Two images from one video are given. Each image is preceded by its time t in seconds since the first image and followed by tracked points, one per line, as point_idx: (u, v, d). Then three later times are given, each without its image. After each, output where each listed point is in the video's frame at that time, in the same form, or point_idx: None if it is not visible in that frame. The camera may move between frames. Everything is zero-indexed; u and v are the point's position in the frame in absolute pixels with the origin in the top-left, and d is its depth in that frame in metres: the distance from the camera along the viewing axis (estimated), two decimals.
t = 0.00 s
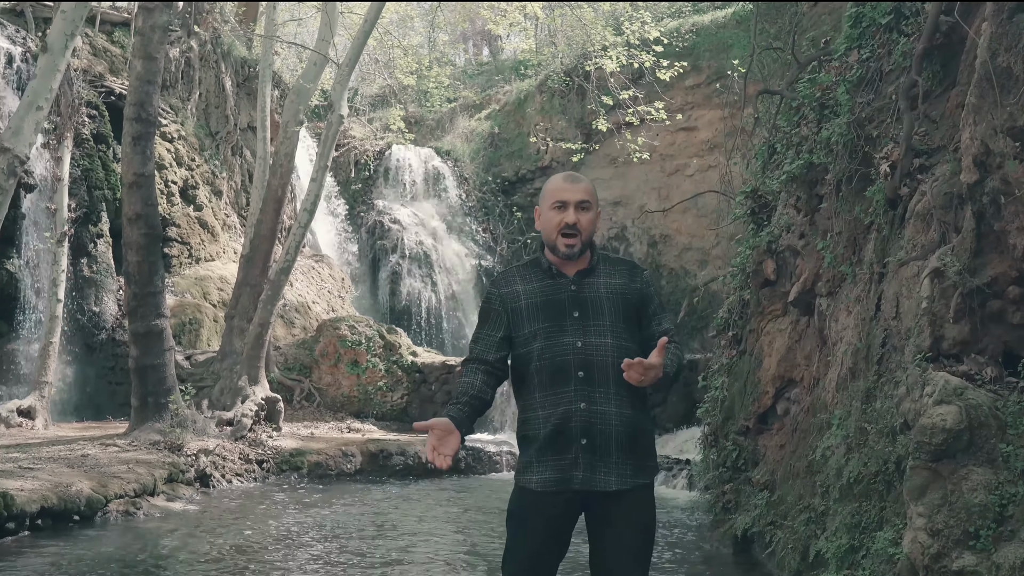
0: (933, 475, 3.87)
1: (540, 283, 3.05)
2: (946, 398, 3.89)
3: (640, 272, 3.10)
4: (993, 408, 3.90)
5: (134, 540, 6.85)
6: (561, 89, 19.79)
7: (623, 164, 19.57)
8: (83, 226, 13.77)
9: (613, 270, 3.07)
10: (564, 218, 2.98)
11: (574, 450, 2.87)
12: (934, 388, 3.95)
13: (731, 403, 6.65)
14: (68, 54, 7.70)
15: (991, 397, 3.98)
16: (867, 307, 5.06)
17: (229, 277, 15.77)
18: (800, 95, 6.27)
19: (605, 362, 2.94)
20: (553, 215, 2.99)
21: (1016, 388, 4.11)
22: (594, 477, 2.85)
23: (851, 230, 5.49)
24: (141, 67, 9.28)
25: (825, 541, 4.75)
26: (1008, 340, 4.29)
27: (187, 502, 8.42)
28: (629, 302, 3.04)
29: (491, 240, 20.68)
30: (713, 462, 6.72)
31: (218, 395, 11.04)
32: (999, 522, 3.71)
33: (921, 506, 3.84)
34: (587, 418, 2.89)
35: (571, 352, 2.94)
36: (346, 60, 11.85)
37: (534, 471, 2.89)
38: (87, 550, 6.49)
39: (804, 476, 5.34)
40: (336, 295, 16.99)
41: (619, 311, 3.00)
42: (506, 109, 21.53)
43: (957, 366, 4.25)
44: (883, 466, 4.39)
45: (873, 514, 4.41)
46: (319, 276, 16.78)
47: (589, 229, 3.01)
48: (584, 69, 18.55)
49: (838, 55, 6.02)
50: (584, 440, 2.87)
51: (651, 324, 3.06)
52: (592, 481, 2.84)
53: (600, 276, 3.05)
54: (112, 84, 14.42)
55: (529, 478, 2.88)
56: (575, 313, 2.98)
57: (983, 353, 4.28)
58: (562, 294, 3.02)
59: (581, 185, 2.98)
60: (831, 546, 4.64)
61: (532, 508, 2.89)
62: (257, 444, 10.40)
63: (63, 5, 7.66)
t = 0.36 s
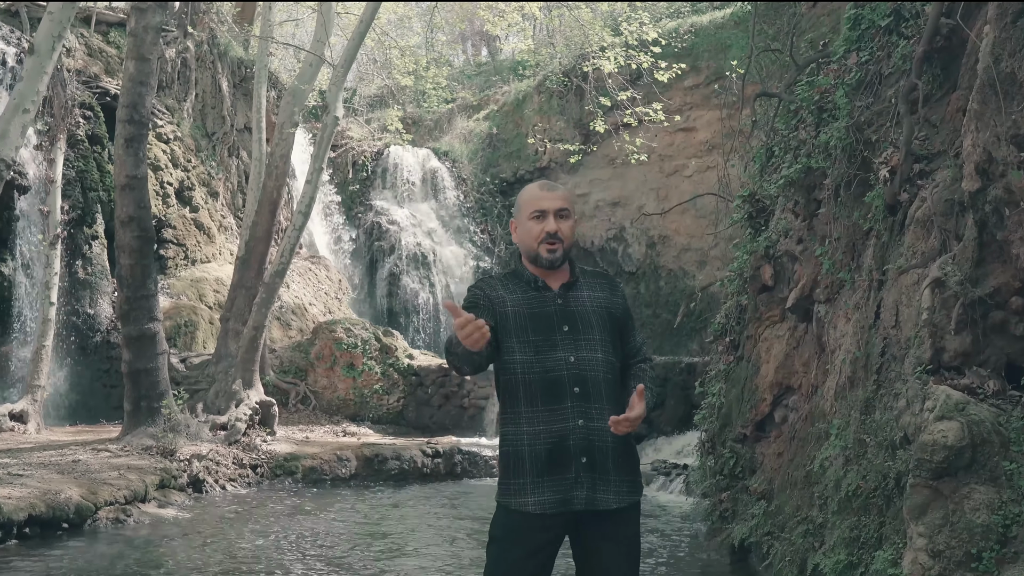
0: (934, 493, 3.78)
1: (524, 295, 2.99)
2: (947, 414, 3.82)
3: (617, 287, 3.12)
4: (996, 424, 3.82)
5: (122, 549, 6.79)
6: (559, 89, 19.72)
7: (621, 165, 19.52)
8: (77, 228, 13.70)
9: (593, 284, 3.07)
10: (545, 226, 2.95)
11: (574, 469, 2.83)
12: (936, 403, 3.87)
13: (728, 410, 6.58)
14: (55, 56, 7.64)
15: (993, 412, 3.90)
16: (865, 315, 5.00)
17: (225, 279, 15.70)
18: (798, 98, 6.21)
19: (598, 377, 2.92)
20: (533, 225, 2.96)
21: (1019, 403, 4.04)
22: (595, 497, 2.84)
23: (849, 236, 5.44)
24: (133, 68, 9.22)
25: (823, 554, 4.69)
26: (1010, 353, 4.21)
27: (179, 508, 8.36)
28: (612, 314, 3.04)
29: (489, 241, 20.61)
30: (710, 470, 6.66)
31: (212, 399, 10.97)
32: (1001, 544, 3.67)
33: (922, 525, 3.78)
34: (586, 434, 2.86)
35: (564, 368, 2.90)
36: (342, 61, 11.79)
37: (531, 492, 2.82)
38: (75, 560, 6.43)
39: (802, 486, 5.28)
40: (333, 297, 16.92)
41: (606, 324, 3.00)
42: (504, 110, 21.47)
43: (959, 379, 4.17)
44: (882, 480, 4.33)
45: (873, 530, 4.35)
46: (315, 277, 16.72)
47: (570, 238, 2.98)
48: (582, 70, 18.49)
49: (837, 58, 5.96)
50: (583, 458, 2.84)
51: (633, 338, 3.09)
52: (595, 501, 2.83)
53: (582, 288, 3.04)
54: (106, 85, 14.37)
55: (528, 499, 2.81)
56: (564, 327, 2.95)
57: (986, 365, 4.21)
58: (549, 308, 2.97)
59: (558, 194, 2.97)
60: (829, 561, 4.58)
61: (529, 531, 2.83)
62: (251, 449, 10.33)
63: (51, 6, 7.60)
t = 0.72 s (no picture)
0: (936, 507, 3.75)
1: (514, 298, 2.97)
2: (949, 426, 3.78)
3: (609, 297, 3.10)
4: (999, 436, 3.78)
5: (118, 556, 6.76)
6: (559, 90, 19.69)
7: (621, 166, 19.50)
8: (75, 230, 13.68)
9: (584, 293, 3.05)
10: (538, 230, 2.89)
11: (552, 478, 2.78)
12: (937, 415, 3.84)
13: (728, 415, 6.55)
14: (49, 58, 7.59)
15: (996, 423, 3.86)
16: (865, 322, 4.97)
17: (224, 281, 15.68)
18: (798, 101, 6.17)
19: (582, 387, 2.88)
20: (527, 227, 2.90)
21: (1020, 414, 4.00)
22: (571, 508, 2.78)
23: (849, 241, 5.40)
24: (130, 70, 9.20)
25: (823, 564, 4.65)
26: (1012, 362, 4.18)
27: (176, 513, 8.34)
28: (601, 326, 3.01)
29: (489, 243, 20.59)
30: (710, 476, 6.62)
31: (210, 402, 10.94)
32: (1005, 559, 3.62)
33: (923, 540, 3.74)
34: (566, 444, 2.81)
35: (548, 375, 2.86)
36: (340, 62, 11.75)
37: (505, 493, 2.76)
38: (70, 567, 6.41)
39: (802, 494, 5.25)
40: (332, 299, 16.89)
41: (594, 335, 2.97)
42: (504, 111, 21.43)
43: (960, 390, 4.11)
44: (883, 491, 4.29)
45: (874, 541, 4.31)
46: (314, 279, 16.69)
47: (563, 244, 2.93)
48: (582, 71, 18.46)
49: (836, 61, 5.93)
50: (562, 467, 2.79)
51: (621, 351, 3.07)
52: (571, 512, 2.77)
53: (573, 296, 3.02)
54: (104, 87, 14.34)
55: (500, 500, 2.74)
56: (552, 333, 2.92)
57: (987, 375, 4.18)
58: (537, 313, 2.95)
59: (556, 197, 2.91)
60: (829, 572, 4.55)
61: (499, 534, 2.76)
62: (249, 452, 10.30)
63: (45, 8, 7.56)
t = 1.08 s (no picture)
0: (944, 514, 3.70)
1: (518, 299, 2.96)
2: (957, 431, 3.73)
3: (617, 303, 3.06)
4: (1007, 442, 3.74)
5: (115, 560, 6.74)
6: (559, 91, 19.65)
7: (622, 167, 19.46)
8: (74, 231, 13.66)
9: (590, 299, 3.01)
10: (540, 237, 2.86)
11: (548, 483, 2.74)
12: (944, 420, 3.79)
13: (729, 418, 6.51)
14: (45, 57, 7.56)
15: (1004, 429, 3.82)
16: (870, 325, 4.94)
17: (224, 282, 15.65)
18: (800, 102, 6.16)
19: (582, 393, 2.84)
20: (528, 233, 2.87)
21: None
22: (568, 515, 2.73)
23: (853, 242, 5.37)
24: (129, 71, 9.17)
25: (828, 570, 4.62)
26: (1020, 367, 4.14)
27: (174, 516, 8.31)
28: (607, 333, 2.97)
29: (490, 244, 20.56)
30: (712, 479, 6.58)
31: (209, 404, 10.91)
32: (1014, 567, 3.58)
33: (930, 548, 3.69)
34: (563, 451, 2.78)
35: (548, 380, 2.83)
36: (340, 62, 11.71)
37: (499, 493, 2.73)
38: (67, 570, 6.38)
39: (805, 498, 5.22)
40: (332, 299, 16.86)
41: (599, 340, 2.93)
42: (504, 111, 21.39)
43: (967, 395, 4.07)
44: (888, 496, 4.25)
45: (879, 546, 4.27)
46: (314, 280, 16.66)
47: (565, 251, 2.90)
48: (583, 71, 18.43)
49: (839, 61, 5.89)
50: (559, 474, 2.75)
51: (629, 358, 3.03)
52: (569, 520, 2.73)
53: (578, 301, 2.99)
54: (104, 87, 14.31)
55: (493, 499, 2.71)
56: (553, 338, 2.89)
57: (994, 379, 4.14)
58: (539, 317, 2.92)
59: (558, 203, 2.86)
60: None
61: (494, 535, 2.74)
62: (248, 454, 10.27)
63: (41, 8, 7.53)
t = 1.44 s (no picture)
0: (960, 510, 3.66)
1: (528, 286, 2.91)
2: (972, 425, 3.66)
3: (636, 293, 2.96)
4: None
5: (116, 557, 6.71)
6: (563, 89, 19.60)
7: (625, 165, 19.39)
8: (76, 228, 13.65)
9: (605, 288, 2.93)
10: (552, 225, 2.79)
11: (548, 476, 2.71)
12: (959, 414, 3.73)
13: (735, 415, 6.47)
14: (43, 51, 7.52)
15: (1021, 424, 3.70)
16: (879, 320, 4.90)
17: (226, 280, 15.62)
18: (807, 95, 6.11)
19: (587, 385, 2.78)
20: (540, 221, 2.81)
21: None
22: (570, 510, 2.68)
23: (861, 237, 5.32)
24: (130, 66, 9.14)
25: (836, 568, 4.57)
26: None
27: (174, 513, 8.28)
28: (622, 324, 2.89)
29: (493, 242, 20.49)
30: (717, 476, 6.53)
31: (210, 401, 10.88)
32: None
33: (946, 545, 3.65)
34: (566, 444, 2.73)
35: (553, 370, 2.79)
36: (342, 59, 11.66)
37: (500, 481, 2.71)
38: (66, 568, 6.35)
39: (813, 496, 5.17)
40: (335, 297, 16.82)
41: (610, 331, 2.86)
42: (507, 110, 21.32)
43: (982, 389, 3.95)
44: (900, 494, 4.20)
45: (890, 544, 4.22)
46: (316, 277, 16.62)
47: (578, 239, 2.83)
48: (586, 69, 18.38)
49: (847, 53, 5.84)
50: (561, 467, 2.71)
51: (646, 349, 2.94)
52: (571, 515, 2.68)
53: (592, 289, 2.91)
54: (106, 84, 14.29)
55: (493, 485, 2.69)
56: (561, 327, 2.84)
57: (1009, 374, 4.00)
58: (549, 305, 2.87)
59: (570, 190, 2.80)
60: None
61: (498, 527, 2.72)
62: (249, 452, 10.24)
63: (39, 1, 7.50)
